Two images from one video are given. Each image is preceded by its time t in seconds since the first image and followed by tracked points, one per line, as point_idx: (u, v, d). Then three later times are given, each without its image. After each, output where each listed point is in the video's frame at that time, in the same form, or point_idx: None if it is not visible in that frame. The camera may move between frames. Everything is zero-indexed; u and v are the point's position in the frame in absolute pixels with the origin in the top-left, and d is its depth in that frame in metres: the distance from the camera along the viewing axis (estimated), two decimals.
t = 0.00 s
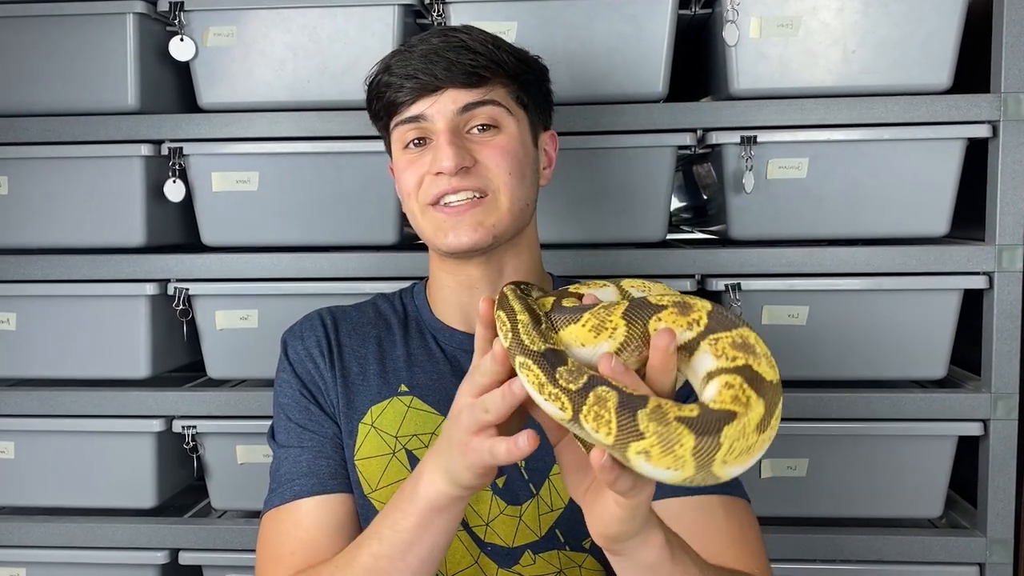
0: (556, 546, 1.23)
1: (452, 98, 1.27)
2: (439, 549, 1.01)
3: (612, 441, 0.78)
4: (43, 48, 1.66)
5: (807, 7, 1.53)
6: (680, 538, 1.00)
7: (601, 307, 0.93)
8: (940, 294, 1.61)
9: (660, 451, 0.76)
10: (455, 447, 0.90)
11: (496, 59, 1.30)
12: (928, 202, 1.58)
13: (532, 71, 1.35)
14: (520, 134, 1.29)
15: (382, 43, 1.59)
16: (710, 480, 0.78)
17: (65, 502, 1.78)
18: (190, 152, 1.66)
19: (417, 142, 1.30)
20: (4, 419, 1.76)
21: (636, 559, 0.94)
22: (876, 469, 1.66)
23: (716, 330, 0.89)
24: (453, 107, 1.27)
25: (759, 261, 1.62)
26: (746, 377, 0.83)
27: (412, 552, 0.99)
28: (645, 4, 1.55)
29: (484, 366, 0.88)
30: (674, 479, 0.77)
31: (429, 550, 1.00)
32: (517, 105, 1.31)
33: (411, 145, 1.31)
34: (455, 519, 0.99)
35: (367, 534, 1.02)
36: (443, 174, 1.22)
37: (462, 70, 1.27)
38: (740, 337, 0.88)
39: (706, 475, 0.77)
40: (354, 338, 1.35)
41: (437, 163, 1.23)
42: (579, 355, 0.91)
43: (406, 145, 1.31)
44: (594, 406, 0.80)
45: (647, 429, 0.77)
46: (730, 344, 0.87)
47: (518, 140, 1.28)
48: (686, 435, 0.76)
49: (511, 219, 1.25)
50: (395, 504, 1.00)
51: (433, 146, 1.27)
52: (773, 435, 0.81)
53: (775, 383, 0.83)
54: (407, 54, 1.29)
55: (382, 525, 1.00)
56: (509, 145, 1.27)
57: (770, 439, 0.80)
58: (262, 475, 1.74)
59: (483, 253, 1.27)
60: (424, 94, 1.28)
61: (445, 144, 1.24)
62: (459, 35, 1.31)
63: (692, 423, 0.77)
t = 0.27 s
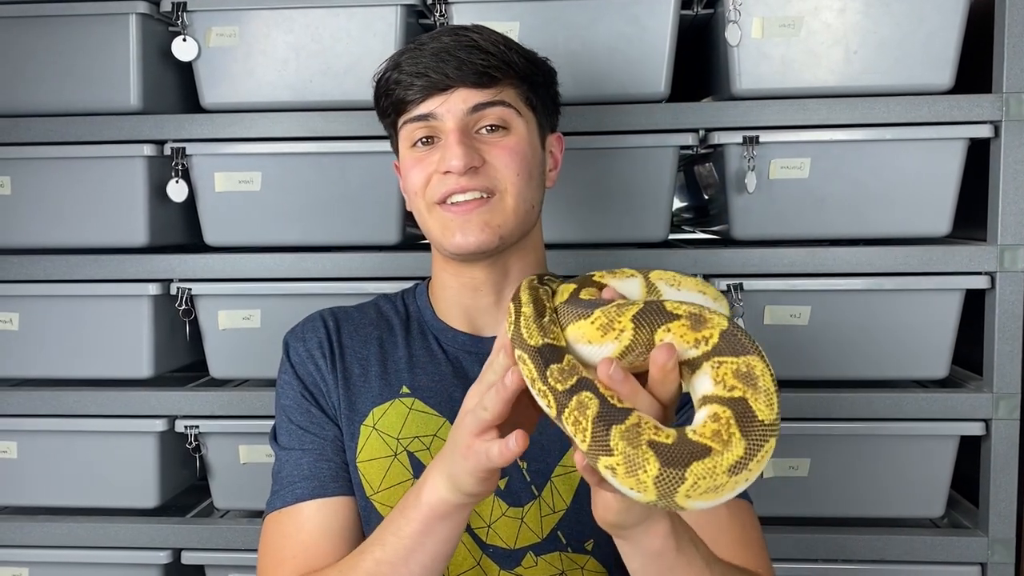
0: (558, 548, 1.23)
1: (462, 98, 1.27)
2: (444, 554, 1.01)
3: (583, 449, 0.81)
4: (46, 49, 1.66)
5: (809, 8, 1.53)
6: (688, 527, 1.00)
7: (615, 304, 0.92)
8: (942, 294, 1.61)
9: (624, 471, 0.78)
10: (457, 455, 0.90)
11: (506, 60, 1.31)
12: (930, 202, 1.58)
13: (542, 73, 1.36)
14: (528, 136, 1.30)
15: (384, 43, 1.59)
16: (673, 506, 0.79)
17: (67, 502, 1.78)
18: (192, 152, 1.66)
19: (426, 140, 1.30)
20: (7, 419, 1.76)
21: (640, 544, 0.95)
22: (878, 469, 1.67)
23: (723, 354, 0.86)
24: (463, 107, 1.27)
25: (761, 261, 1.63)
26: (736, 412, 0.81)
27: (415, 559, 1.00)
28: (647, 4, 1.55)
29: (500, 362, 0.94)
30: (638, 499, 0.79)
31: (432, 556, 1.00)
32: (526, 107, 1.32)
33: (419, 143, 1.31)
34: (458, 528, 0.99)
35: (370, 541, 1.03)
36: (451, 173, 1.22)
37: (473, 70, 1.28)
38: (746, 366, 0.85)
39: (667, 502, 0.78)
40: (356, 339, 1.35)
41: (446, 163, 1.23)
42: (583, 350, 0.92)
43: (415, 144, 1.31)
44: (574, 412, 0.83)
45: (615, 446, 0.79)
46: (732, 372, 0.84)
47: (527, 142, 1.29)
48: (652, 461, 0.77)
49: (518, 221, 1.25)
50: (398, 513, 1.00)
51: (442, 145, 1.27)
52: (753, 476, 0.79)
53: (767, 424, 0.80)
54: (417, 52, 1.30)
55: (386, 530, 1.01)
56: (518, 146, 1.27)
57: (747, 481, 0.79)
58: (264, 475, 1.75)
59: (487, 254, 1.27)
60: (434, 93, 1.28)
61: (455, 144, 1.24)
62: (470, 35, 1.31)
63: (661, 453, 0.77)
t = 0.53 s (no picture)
0: (558, 549, 1.23)
1: (474, 94, 1.28)
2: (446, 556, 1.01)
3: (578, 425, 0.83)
4: (47, 49, 1.67)
5: (809, 8, 1.54)
6: (688, 506, 1.00)
7: (621, 282, 0.92)
8: (943, 294, 1.62)
9: (617, 449, 0.80)
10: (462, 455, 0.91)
11: (519, 60, 1.31)
12: (930, 202, 1.58)
13: (552, 76, 1.36)
14: (537, 138, 1.30)
15: (385, 43, 1.60)
16: (663, 485, 0.80)
17: (68, 501, 1.79)
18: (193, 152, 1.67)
19: (435, 136, 1.30)
20: (8, 418, 1.76)
21: (638, 515, 0.95)
22: (878, 469, 1.67)
23: (723, 337, 0.85)
24: (474, 103, 1.28)
25: (761, 261, 1.63)
26: (730, 396, 0.81)
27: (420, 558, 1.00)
28: (647, 4, 1.55)
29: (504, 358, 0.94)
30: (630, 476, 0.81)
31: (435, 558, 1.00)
32: (536, 108, 1.32)
33: (427, 139, 1.31)
34: (464, 528, 0.99)
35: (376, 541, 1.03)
36: (459, 169, 1.22)
37: (485, 67, 1.28)
38: (746, 351, 0.84)
39: (656, 482, 0.80)
40: (356, 340, 1.35)
41: (455, 158, 1.23)
42: (589, 325, 0.91)
43: (423, 138, 1.31)
44: (572, 388, 0.85)
45: (610, 424, 0.80)
46: (730, 356, 0.84)
47: (535, 143, 1.29)
48: (643, 441, 0.79)
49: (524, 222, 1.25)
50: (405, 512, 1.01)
51: (451, 140, 1.28)
52: (744, 461, 0.80)
53: (760, 411, 0.80)
54: (431, 47, 1.30)
55: (392, 530, 1.01)
56: (526, 146, 1.27)
57: (737, 465, 0.79)
58: (265, 475, 1.75)
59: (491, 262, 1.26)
60: (446, 88, 1.28)
61: (465, 140, 1.24)
62: (484, 33, 1.32)
63: (654, 434, 0.79)
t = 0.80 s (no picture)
0: (559, 549, 1.23)
1: (470, 95, 1.28)
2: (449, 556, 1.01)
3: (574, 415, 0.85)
4: (47, 49, 1.67)
5: (809, 8, 1.54)
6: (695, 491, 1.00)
7: (624, 272, 0.91)
8: (943, 294, 1.62)
9: (608, 439, 0.81)
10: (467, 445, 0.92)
11: (516, 59, 1.31)
12: (929, 202, 1.59)
13: (551, 74, 1.36)
14: (535, 136, 1.30)
15: (385, 44, 1.60)
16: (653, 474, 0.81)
17: (70, 501, 1.79)
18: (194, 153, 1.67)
19: (433, 136, 1.30)
20: (9, 418, 1.77)
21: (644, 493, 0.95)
22: (878, 468, 1.67)
23: (720, 329, 0.82)
24: (471, 104, 1.28)
25: (761, 261, 1.63)
26: (721, 391, 0.80)
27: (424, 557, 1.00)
28: (647, 4, 1.55)
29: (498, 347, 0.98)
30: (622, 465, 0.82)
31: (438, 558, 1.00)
32: (534, 107, 1.32)
33: (426, 140, 1.31)
34: (469, 528, 0.99)
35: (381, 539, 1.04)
36: (455, 170, 1.22)
37: (482, 67, 1.28)
38: (741, 344, 0.82)
39: (646, 471, 0.81)
40: (359, 339, 1.35)
41: (452, 159, 1.23)
42: (594, 315, 0.91)
43: (422, 139, 1.31)
44: (567, 378, 0.86)
45: (602, 414, 0.82)
46: (725, 349, 0.82)
47: (533, 142, 1.29)
48: (632, 432, 0.80)
49: (522, 220, 1.25)
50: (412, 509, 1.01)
51: (448, 141, 1.28)
52: (734, 454, 0.79)
53: (751, 405, 0.79)
54: (428, 49, 1.31)
55: (397, 530, 1.02)
56: (524, 146, 1.27)
57: (726, 457, 0.79)
58: (266, 475, 1.75)
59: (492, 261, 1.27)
60: (442, 89, 1.29)
61: (461, 140, 1.24)
62: (481, 34, 1.32)
63: (642, 425, 0.80)
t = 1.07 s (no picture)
0: (564, 550, 1.23)
1: (457, 96, 1.29)
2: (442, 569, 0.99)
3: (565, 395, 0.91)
4: (48, 50, 1.67)
5: (809, 9, 1.54)
6: (734, 478, 1.01)
7: (635, 263, 0.91)
8: (943, 294, 1.62)
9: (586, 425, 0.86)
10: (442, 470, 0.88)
11: (501, 58, 1.32)
12: (929, 202, 1.59)
13: (539, 70, 1.37)
14: (525, 132, 1.29)
15: (386, 44, 1.60)
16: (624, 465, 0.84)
17: (70, 501, 1.79)
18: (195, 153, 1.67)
19: (423, 140, 1.31)
20: (10, 419, 1.77)
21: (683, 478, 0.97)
22: (878, 468, 1.67)
23: (708, 331, 0.81)
24: (458, 105, 1.28)
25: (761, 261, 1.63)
26: (694, 392, 0.79)
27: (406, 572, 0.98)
28: (647, 5, 1.56)
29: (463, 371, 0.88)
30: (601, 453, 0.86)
31: None
32: (523, 103, 1.32)
33: (417, 144, 1.31)
34: (441, 558, 0.97)
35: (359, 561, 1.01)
36: (446, 171, 1.22)
37: (468, 68, 1.29)
38: (726, 348, 0.80)
39: (617, 461, 0.84)
40: (358, 345, 1.35)
41: (441, 161, 1.23)
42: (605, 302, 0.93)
43: (413, 145, 1.32)
44: (559, 364, 0.94)
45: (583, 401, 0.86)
46: (709, 352, 0.80)
47: (523, 138, 1.28)
48: (605, 422, 0.83)
49: (516, 217, 1.24)
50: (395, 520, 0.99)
51: (438, 143, 1.28)
52: (702, 457, 0.80)
53: (722, 410, 0.78)
54: (413, 54, 1.32)
55: (372, 557, 0.98)
56: (515, 142, 1.26)
57: (693, 459, 0.80)
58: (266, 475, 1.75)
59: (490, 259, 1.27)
60: (430, 93, 1.30)
61: (450, 142, 1.25)
62: (465, 35, 1.33)
63: (614, 416, 0.83)
